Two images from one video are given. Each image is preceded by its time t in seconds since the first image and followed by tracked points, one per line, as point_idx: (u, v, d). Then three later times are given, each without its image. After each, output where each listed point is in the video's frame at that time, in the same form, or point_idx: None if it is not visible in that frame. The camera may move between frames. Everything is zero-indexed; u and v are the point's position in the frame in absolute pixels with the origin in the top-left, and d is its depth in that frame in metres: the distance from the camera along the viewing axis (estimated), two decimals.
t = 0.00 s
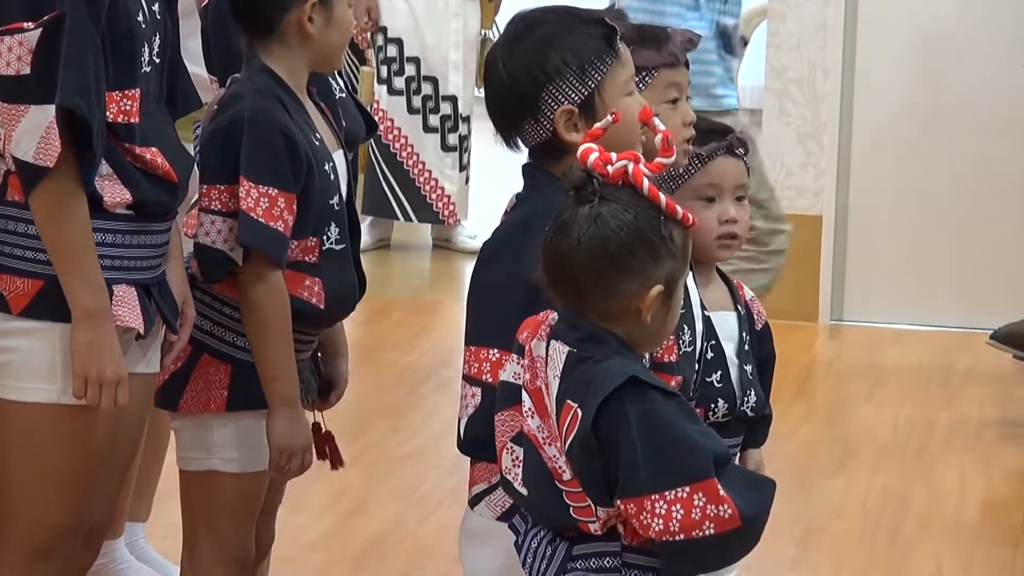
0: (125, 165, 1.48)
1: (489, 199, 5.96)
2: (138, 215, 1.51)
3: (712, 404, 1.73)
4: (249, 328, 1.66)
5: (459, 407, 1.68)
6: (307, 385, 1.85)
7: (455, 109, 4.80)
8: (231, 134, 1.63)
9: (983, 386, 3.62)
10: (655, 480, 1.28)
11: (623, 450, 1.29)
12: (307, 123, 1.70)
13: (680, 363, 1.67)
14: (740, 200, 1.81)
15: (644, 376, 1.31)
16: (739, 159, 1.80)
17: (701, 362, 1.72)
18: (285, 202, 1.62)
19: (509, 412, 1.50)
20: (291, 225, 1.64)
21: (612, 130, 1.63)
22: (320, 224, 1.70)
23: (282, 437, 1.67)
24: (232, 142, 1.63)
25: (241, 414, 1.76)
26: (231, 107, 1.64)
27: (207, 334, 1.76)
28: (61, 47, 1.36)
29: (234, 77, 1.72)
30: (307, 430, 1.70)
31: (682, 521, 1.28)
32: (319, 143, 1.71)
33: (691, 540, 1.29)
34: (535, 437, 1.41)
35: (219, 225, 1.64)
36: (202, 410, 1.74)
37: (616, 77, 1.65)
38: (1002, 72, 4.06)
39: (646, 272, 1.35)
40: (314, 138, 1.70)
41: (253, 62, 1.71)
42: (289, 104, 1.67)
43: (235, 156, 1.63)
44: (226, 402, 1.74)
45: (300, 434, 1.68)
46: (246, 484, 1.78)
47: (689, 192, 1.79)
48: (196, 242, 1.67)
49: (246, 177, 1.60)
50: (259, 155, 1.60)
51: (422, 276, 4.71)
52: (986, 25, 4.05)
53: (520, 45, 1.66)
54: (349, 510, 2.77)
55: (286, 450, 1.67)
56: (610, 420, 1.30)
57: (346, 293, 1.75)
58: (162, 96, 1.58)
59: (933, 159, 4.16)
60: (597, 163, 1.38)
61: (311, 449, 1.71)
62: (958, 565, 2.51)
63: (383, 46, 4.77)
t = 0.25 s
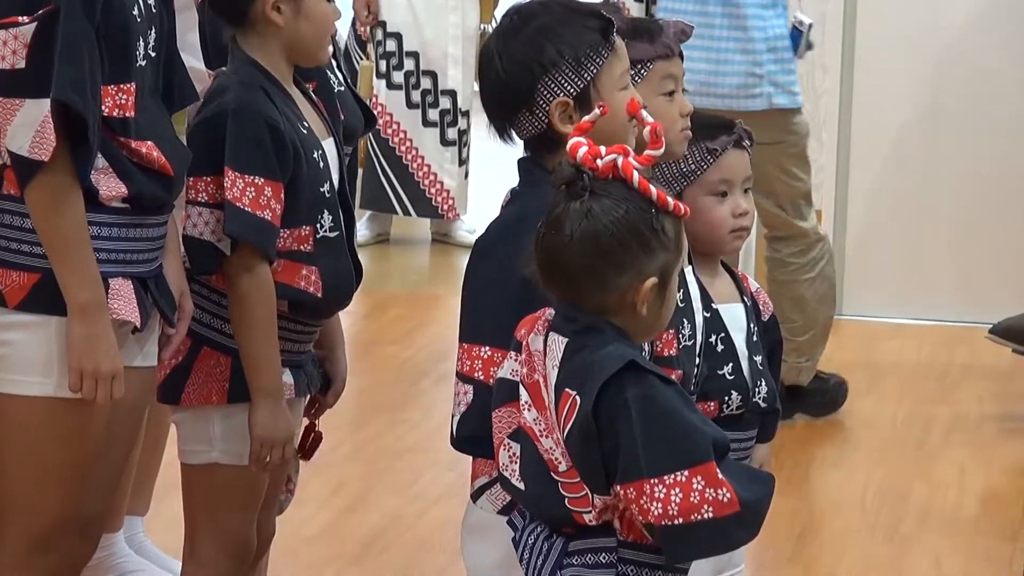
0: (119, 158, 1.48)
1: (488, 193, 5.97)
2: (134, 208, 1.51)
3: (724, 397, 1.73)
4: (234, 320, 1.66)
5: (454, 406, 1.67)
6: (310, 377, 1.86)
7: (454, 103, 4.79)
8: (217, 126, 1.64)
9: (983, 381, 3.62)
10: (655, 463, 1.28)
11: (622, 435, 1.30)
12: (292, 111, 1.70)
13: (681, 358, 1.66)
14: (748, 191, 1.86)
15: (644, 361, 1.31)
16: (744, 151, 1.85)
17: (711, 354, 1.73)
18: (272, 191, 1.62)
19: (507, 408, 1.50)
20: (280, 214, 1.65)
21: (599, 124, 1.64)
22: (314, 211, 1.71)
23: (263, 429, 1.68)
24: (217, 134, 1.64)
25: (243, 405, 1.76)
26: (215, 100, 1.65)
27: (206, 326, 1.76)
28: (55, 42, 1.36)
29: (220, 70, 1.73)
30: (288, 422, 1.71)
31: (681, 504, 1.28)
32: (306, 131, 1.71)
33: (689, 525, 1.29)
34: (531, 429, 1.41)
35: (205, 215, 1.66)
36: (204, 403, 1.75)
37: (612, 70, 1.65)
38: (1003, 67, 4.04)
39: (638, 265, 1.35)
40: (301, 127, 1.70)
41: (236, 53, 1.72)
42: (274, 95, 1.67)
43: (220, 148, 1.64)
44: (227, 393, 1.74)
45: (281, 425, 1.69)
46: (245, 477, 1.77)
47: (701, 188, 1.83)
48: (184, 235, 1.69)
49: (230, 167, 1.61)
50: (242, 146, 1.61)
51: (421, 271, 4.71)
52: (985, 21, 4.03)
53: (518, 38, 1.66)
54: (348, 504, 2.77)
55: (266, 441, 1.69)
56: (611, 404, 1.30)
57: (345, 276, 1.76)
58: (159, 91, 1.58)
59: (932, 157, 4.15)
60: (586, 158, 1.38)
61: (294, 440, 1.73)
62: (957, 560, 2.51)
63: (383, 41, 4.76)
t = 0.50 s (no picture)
0: (119, 150, 1.48)
1: (488, 186, 5.97)
2: (134, 199, 1.51)
3: (735, 390, 1.75)
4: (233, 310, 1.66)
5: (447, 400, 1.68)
6: (315, 367, 1.86)
7: (454, 96, 4.79)
8: (209, 117, 1.64)
9: (982, 373, 3.62)
10: (652, 457, 1.28)
11: (623, 428, 1.30)
12: (285, 100, 1.70)
13: (685, 351, 1.66)
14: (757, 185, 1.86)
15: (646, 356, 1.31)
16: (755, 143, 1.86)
17: (721, 347, 1.75)
18: (264, 179, 1.62)
19: (503, 404, 1.51)
20: (273, 202, 1.65)
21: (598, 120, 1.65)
22: (309, 200, 1.71)
23: (268, 418, 1.68)
24: (208, 125, 1.64)
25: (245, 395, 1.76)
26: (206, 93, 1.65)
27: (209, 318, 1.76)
28: (54, 33, 1.36)
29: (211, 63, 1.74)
30: (291, 410, 1.70)
31: (675, 500, 1.28)
32: (298, 120, 1.71)
33: (681, 521, 1.28)
34: (527, 424, 1.41)
35: (199, 207, 1.68)
36: (208, 394, 1.75)
37: (620, 65, 1.67)
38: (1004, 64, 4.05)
39: (639, 257, 1.35)
40: (293, 116, 1.70)
41: (227, 46, 1.72)
42: (264, 85, 1.67)
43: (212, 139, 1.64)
44: (231, 383, 1.74)
45: (286, 413, 1.69)
46: (249, 467, 1.77)
47: (713, 181, 1.83)
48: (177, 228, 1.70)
49: (221, 157, 1.61)
50: (232, 136, 1.61)
51: (421, 263, 4.71)
52: (985, 17, 4.04)
53: (522, 31, 1.66)
54: (349, 496, 2.78)
55: (272, 429, 1.68)
56: (611, 396, 1.31)
57: (345, 262, 1.75)
58: (158, 82, 1.58)
59: (930, 154, 4.15)
60: (585, 151, 1.38)
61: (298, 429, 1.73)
62: (958, 553, 2.52)
63: (383, 33, 4.76)
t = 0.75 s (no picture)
0: (121, 139, 1.47)
1: (489, 176, 5.95)
2: (136, 189, 1.50)
3: (737, 381, 1.75)
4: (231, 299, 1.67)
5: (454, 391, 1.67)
6: (315, 355, 1.86)
7: (455, 86, 4.79)
8: (205, 106, 1.64)
9: (983, 364, 3.62)
10: (647, 451, 1.28)
11: (619, 421, 1.29)
12: (280, 88, 1.70)
13: (687, 342, 1.66)
14: (762, 175, 1.86)
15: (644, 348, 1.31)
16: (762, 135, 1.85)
17: (724, 339, 1.76)
18: (261, 166, 1.63)
19: (504, 394, 1.50)
20: (270, 190, 1.65)
21: (598, 107, 1.65)
22: (306, 187, 1.71)
23: (267, 405, 1.69)
24: (204, 113, 1.64)
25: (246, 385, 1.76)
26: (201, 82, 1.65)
27: (210, 310, 1.76)
28: (56, 22, 1.36)
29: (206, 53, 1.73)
30: (291, 397, 1.71)
31: (668, 495, 1.28)
32: (294, 108, 1.71)
33: (674, 515, 1.29)
34: (526, 413, 1.41)
35: (195, 194, 1.69)
36: (210, 383, 1.75)
37: (620, 48, 1.67)
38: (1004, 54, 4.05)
39: (637, 247, 1.35)
40: (288, 103, 1.70)
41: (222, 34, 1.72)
42: (260, 72, 1.67)
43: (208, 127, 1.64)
44: (233, 372, 1.74)
45: (285, 401, 1.69)
46: (250, 455, 1.77)
47: (718, 172, 1.82)
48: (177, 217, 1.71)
49: (218, 145, 1.61)
50: (229, 124, 1.61)
51: (421, 254, 4.71)
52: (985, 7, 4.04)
53: (521, 19, 1.66)
54: (350, 486, 2.78)
55: (271, 415, 1.68)
56: (609, 389, 1.30)
57: (344, 246, 1.75)
58: (160, 72, 1.57)
59: (930, 146, 4.15)
60: (583, 142, 1.39)
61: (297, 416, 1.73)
62: (959, 543, 2.52)
63: (383, 23, 4.76)
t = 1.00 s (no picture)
0: (124, 132, 1.47)
1: (490, 170, 5.95)
2: (139, 183, 1.50)
3: (735, 377, 1.75)
4: (225, 292, 1.67)
5: (468, 387, 1.67)
6: (315, 347, 1.86)
7: (455, 80, 4.79)
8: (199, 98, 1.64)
9: (984, 358, 3.62)
10: (648, 443, 1.28)
11: (620, 415, 1.29)
12: (275, 81, 1.70)
13: (688, 336, 1.67)
14: (762, 169, 1.86)
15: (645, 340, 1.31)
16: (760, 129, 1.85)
17: (723, 335, 1.75)
18: (255, 158, 1.63)
19: (505, 385, 1.50)
20: (264, 181, 1.65)
21: (603, 103, 1.65)
22: (302, 179, 1.71)
23: (259, 398, 1.69)
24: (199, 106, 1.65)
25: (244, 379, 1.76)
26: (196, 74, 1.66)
27: (207, 304, 1.76)
28: (57, 15, 1.36)
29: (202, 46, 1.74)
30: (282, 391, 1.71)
31: (670, 488, 1.28)
32: (289, 100, 1.71)
33: (676, 508, 1.29)
34: (526, 406, 1.41)
35: (190, 187, 1.68)
36: (210, 378, 1.74)
37: (624, 44, 1.66)
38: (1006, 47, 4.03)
39: (639, 240, 1.35)
40: (283, 96, 1.70)
41: (217, 27, 1.72)
42: (254, 65, 1.68)
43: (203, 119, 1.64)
44: (232, 367, 1.74)
45: (276, 394, 1.70)
46: (247, 448, 1.77)
47: (718, 167, 1.82)
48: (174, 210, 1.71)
49: (211, 137, 1.61)
50: (224, 116, 1.62)
51: (422, 248, 4.71)
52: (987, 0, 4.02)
53: (524, 14, 1.66)
54: (351, 481, 2.78)
55: (263, 409, 1.69)
56: (609, 383, 1.30)
57: (341, 239, 1.75)
58: (166, 63, 1.57)
59: (931, 140, 4.15)
60: (587, 135, 1.39)
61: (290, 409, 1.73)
62: (961, 537, 2.52)
63: (383, 17, 4.75)
